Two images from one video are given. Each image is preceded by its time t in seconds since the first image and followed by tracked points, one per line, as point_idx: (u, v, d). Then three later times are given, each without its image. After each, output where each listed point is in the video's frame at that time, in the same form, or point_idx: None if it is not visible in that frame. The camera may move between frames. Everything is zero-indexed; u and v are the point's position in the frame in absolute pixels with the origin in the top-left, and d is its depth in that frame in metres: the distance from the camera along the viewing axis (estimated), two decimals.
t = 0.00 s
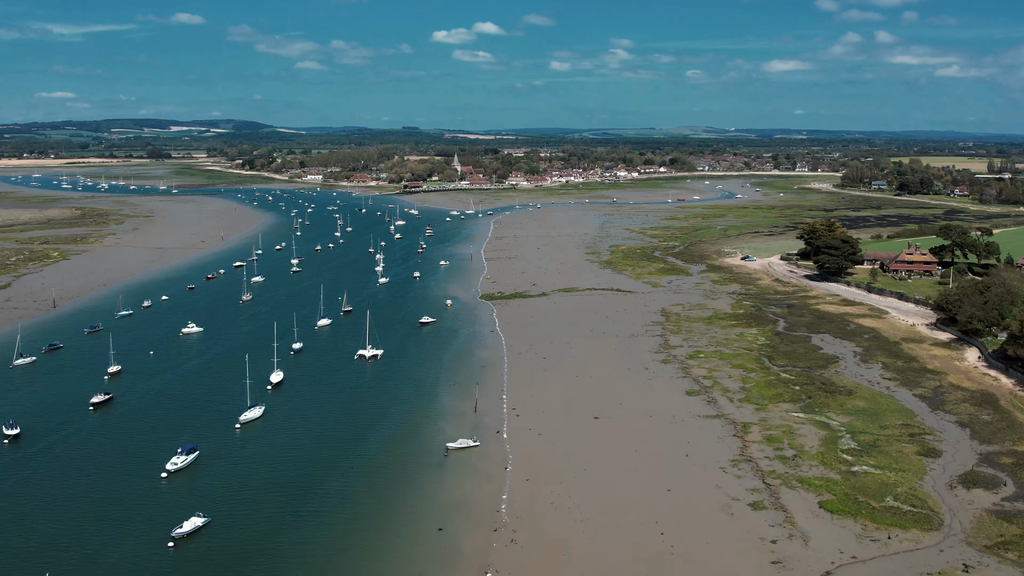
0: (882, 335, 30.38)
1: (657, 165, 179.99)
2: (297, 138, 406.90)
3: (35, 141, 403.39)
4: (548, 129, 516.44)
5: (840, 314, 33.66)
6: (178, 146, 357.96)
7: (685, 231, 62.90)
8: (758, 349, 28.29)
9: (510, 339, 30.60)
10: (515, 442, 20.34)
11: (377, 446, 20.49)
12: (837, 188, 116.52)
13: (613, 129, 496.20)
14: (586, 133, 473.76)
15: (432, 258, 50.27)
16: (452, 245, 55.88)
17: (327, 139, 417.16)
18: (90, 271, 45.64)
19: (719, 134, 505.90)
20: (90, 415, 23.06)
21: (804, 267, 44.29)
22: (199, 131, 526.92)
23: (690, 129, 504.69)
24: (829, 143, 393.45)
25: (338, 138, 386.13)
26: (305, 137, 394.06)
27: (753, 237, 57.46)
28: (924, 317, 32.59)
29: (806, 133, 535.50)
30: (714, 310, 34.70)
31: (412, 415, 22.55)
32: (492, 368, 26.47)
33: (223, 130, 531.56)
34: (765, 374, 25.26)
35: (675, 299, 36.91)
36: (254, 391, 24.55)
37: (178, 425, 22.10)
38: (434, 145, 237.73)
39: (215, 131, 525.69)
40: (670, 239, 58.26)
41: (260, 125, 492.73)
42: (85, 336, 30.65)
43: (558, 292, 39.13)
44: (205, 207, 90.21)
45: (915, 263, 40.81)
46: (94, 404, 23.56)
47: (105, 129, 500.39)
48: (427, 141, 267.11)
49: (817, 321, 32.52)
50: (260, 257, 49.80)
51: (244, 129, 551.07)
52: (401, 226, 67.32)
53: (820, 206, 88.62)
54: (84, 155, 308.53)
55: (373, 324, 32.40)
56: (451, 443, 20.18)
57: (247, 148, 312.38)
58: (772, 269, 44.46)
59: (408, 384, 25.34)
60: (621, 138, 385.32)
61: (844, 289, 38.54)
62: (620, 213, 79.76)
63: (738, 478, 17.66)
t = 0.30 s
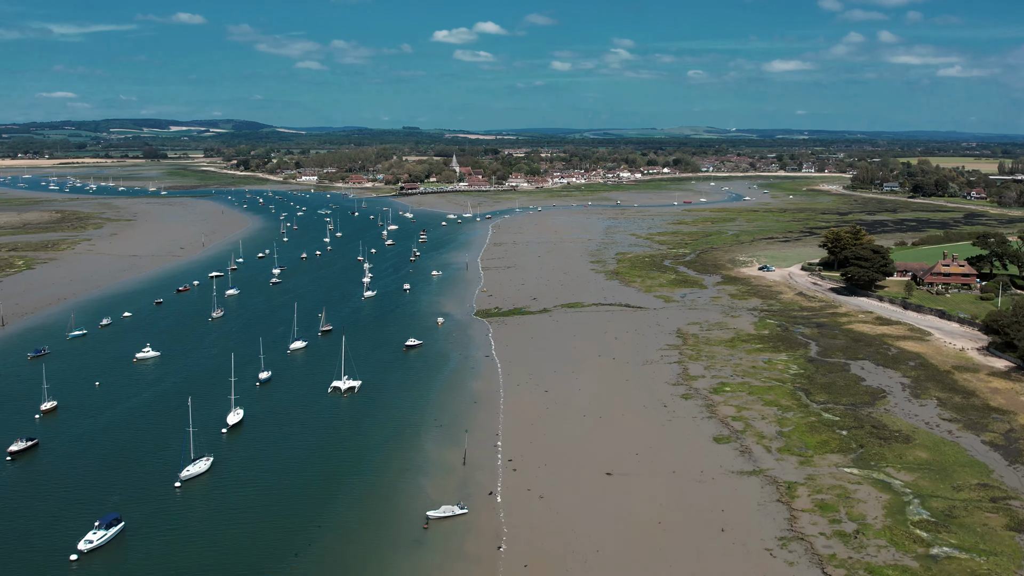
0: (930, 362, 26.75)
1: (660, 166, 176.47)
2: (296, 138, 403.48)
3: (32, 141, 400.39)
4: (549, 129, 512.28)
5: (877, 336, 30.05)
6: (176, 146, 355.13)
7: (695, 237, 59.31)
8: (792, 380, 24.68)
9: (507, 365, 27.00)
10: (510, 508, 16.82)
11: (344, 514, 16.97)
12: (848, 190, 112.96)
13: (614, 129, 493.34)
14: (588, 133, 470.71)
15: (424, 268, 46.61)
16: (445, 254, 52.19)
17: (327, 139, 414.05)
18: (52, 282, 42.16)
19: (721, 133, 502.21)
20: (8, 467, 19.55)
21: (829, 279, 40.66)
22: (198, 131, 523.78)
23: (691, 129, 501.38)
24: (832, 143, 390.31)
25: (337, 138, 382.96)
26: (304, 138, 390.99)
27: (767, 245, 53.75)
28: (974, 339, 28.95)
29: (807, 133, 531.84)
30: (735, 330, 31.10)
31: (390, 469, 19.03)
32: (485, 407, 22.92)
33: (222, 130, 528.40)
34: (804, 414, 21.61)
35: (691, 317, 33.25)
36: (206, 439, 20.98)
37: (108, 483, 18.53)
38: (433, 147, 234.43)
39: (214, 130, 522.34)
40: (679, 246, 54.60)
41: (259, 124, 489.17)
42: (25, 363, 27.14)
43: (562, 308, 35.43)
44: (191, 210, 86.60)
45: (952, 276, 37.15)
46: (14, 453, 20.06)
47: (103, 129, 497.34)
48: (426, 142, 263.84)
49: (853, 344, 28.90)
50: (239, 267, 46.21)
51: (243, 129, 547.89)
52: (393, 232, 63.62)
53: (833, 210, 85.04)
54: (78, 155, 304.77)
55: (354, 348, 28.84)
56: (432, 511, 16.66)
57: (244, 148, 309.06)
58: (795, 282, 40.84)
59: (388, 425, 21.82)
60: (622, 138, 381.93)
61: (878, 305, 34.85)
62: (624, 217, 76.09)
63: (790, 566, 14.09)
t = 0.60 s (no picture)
0: (992, 398, 23.11)
1: (663, 167, 173.13)
2: (295, 138, 400.16)
3: (29, 141, 397.66)
4: (550, 129, 510.01)
5: (924, 364, 26.43)
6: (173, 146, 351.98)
7: (706, 244, 55.76)
8: (836, 422, 21.07)
9: (503, 400, 23.38)
10: None
11: None
12: (859, 192, 109.47)
13: (615, 130, 489.35)
14: (587, 133, 466.79)
15: (415, 280, 42.97)
16: (439, 263, 48.56)
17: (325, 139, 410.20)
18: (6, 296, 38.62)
19: (723, 134, 498.51)
20: None
21: (859, 294, 37.09)
22: (196, 131, 520.72)
23: (693, 129, 497.71)
24: (836, 143, 386.15)
25: (336, 138, 379.88)
26: (302, 138, 387.73)
27: (784, 254, 50.15)
28: None
29: (810, 133, 528.37)
30: (762, 356, 27.48)
31: (355, 549, 15.43)
32: (477, 459, 19.35)
33: (221, 131, 525.33)
34: (859, 472, 18.00)
35: (710, 340, 29.63)
36: (139, 506, 17.38)
37: (4, 567, 14.92)
38: (432, 148, 231.28)
39: (213, 130, 518.82)
40: (689, 254, 51.00)
41: (258, 124, 485.65)
42: None
43: (565, 327, 31.85)
44: (177, 213, 82.98)
45: (997, 292, 33.54)
46: None
47: (101, 129, 494.46)
48: (425, 143, 260.48)
49: (898, 374, 25.32)
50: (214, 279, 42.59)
51: (242, 129, 544.85)
52: (384, 238, 59.98)
53: (847, 213, 81.49)
54: (75, 156, 302.26)
55: (328, 381, 25.25)
56: None
57: (241, 148, 305.56)
58: (821, 297, 37.26)
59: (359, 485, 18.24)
60: (623, 139, 378.05)
61: (918, 325, 31.24)
62: (629, 221, 72.48)
63: None
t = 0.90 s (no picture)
0: None
1: (667, 167, 169.53)
2: (293, 138, 396.55)
3: (25, 142, 394.40)
4: (550, 129, 506.80)
5: (988, 399, 22.78)
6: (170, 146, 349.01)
7: (719, 251, 52.10)
8: (900, 482, 17.41)
9: (496, 454, 19.67)
10: None
11: None
12: (872, 194, 105.89)
13: (617, 129, 486.00)
14: (589, 132, 463.65)
15: (404, 293, 39.37)
16: (432, 273, 44.94)
17: (325, 138, 406.96)
18: None
19: (725, 134, 495.21)
20: None
21: (894, 310, 33.41)
22: (195, 131, 517.65)
23: (696, 129, 494.10)
24: (840, 143, 382.78)
25: (334, 138, 376.62)
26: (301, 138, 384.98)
27: (805, 263, 46.50)
28: None
29: (812, 133, 524.69)
30: (797, 388, 23.85)
31: None
32: (464, 538, 15.69)
33: (220, 131, 522.08)
34: (942, 557, 14.37)
35: (734, 368, 26.02)
36: None
37: None
38: (431, 149, 227.96)
39: (212, 130, 515.39)
40: (702, 262, 47.34)
41: (257, 124, 482.57)
42: None
43: (569, 352, 28.26)
44: (161, 216, 79.35)
45: None
46: None
47: (99, 129, 491.32)
48: (424, 144, 257.27)
49: (960, 414, 21.64)
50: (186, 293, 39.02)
51: (241, 129, 541.50)
52: (375, 245, 56.33)
53: (862, 217, 77.82)
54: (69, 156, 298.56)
55: (293, 423, 21.70)
56: None
57: (239, 149, 301.88)
58: (853, 313, 33.58)
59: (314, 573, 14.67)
60: (625, 138, 374.74)
61: (968, 350, 27.64)
62: (635, 226, 68.82)
63: None
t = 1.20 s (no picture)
0: None
1: (670, 168, 166.01)
2: (291, 138, 392.53)
3: (22, 142, 391.24)
4: (551, 129, 503.64)
5: None
6: (166, 147, 345.55)
7: (733, 260, 48.52)
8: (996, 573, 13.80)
9: (488, 527, 16.00)
10: None
11: None
12: (884, 197, 102.30)
13: (618, 130, 482.25)
14: (591, 133, 459.94)
15: (391, 310, 35.73)
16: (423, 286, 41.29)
17: (324, 139, 403.30)
18: None
19: (728, 134, 491.61)
20: None
21: (938, 331, 29.79)
22: (194, 131, 514.55)
23: (697, 129, 490.34)
24: (845, 144, 378.82)
25: (333, 138, 373.32)
26: (299, 138, 381.69)
27: (829, 275, 42.87)
28: None
29: (814, 133, 521.74)
30: (844, 433, 20.26)
31: None
32: None
33: (219, 131, 518.88)
34: None
35: (767, 405, 22.40)
36: None
37: None
38: (430, 150, 224.63)
39: (211, 131, 511.90)
40: (717, 273, 43.72)
41: (256, 124, 479.42)
42: None
43: (575, 383, 24.61)
44: (144, 220, 75.76)
45: None
46: None
47: (97, 129, 488.06)
48: (423, 145, 253.94)
49: None
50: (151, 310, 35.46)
51: (240, 129, 538.24)
52: (365, 252, 52.68)
53: (879, 221, 74.23)
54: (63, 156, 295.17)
55: (243, 482, 18.13)
56: None
57: (236, 150, 298.28)
58: (892, 335, 29.98)
59: None
60: (627, 139, 371.05)
61: None
62: (641, 230, 65.18)
63: None
